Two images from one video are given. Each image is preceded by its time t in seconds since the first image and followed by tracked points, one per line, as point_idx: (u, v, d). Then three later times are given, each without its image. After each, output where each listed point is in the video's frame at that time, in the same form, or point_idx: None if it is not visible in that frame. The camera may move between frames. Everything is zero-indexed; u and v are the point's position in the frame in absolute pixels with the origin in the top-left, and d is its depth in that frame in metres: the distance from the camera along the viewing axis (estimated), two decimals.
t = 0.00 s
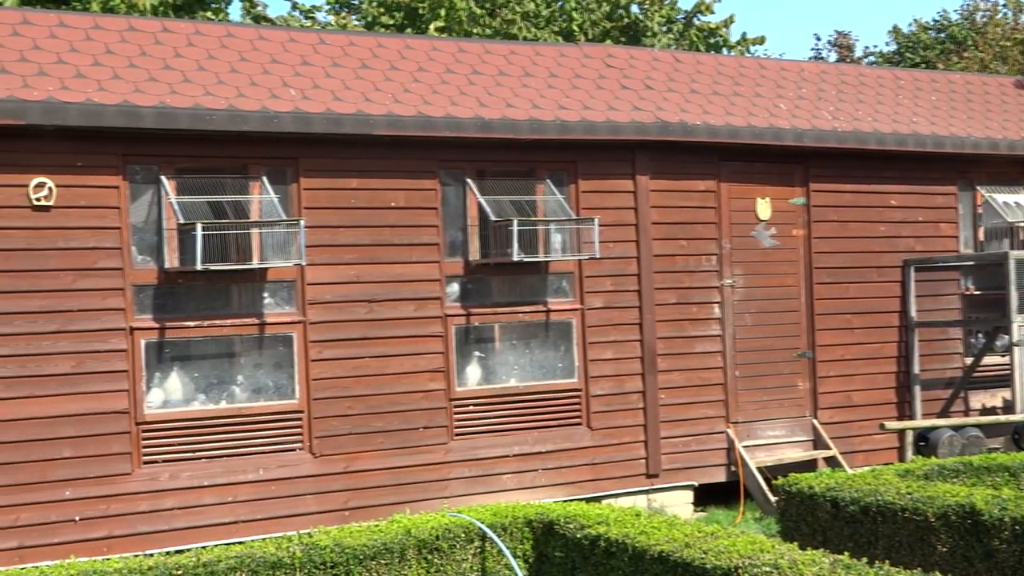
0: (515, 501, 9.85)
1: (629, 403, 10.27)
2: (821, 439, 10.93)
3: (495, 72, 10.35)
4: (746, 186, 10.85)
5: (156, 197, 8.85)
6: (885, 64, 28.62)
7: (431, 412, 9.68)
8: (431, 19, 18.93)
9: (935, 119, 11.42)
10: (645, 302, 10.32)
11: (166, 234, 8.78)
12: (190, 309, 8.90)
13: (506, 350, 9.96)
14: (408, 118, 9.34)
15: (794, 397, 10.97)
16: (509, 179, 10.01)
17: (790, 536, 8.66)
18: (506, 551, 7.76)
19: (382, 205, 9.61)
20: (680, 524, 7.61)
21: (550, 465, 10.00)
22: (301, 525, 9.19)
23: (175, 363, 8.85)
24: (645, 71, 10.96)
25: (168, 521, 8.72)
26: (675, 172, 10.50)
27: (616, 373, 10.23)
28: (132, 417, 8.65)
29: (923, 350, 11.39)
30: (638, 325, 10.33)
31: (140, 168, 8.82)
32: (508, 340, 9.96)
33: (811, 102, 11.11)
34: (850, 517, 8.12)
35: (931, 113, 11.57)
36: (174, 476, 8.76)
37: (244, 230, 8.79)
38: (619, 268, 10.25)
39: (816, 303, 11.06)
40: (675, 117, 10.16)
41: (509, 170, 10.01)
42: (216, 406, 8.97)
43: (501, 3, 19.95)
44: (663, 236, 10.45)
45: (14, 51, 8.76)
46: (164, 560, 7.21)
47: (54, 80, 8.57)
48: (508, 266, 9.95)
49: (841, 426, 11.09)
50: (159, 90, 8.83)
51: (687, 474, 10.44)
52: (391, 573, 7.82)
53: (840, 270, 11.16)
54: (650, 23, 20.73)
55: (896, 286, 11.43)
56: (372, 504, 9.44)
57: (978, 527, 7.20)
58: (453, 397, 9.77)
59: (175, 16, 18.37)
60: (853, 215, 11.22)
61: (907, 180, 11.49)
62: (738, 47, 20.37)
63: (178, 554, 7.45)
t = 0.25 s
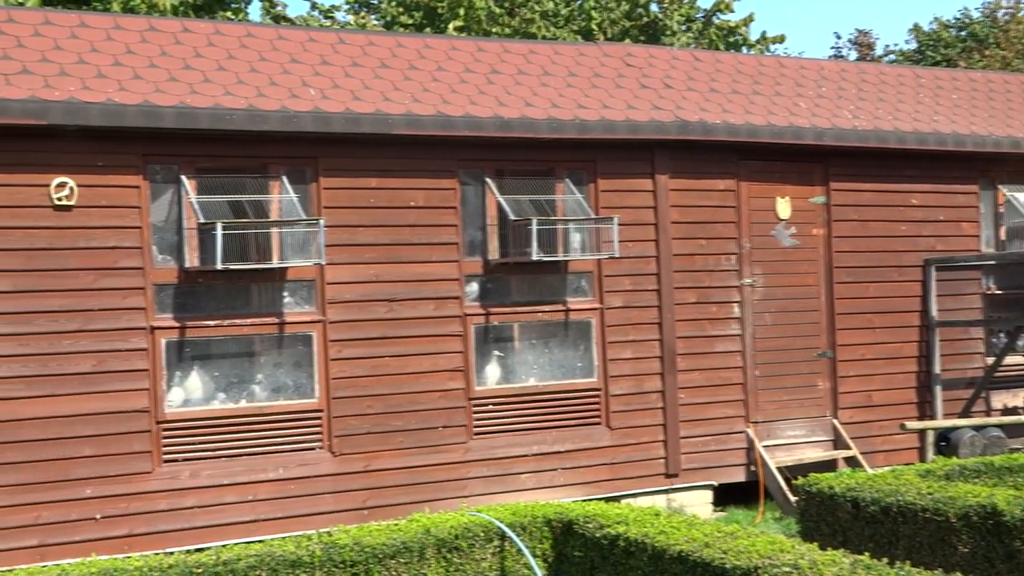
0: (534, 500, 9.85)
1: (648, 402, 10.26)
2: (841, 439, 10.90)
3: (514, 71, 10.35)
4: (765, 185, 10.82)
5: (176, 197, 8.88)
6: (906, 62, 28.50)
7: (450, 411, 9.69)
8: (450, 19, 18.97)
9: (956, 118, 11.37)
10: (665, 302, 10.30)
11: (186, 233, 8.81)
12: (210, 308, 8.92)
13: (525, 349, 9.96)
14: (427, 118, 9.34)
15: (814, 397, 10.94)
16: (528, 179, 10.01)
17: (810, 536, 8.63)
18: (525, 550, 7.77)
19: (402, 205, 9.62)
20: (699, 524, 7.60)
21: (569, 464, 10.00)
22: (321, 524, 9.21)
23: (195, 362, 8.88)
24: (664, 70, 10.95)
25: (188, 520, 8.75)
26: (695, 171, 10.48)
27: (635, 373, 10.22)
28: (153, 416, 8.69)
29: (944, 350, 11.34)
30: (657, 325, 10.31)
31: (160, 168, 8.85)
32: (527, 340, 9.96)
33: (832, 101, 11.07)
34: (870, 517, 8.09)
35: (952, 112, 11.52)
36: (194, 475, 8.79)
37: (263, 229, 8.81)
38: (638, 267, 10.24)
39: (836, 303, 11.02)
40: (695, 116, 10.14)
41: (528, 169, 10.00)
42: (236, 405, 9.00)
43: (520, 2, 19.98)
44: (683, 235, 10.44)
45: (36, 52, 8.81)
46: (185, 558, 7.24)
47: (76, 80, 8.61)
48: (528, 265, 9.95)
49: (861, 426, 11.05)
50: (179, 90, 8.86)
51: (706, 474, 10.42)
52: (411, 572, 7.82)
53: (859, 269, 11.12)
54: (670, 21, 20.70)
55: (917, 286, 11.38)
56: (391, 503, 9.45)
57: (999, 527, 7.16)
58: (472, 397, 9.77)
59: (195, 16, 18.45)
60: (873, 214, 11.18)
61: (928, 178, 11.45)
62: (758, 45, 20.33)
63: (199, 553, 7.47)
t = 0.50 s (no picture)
0: (556, 500, 9.85)
1: (670, 402, 10.25)
2: (863, 439, 10.87)
3: (535, 71, 10.35)
4: (787, 185, 10.80)
5: (199, 196, 8.91)
6: (929, 60, 28.38)
7: (472, 411, 9.70)
8: (471, 19, 19.00)
9: (979, 117, 11.32)
10: (686, 301, 10.29)
11: (209, 233, 8.84)
12: (232, 308, 8.95)
13: (546, 348, 9.96)
14: (448, 117, 9.35)
15: (836, 397, 10.92)
16: (549, 178, 10.01)
17: (832, 536, 8.60)
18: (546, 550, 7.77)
19: (423, 204, 9.63)
20: (721, 523, 7.59)
21: (590, 464, 10.00)
22: (343, 523, 9.22)
23: (217, 362, 8.90)
24: (685, 69, 10.94)
25: (210, 518, 8.78)
26: (716, 171, 10.46)
27: (656, 372, 10.21)
28: (175, 415, 8.72)
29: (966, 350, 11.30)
30: (679, 324, 10.30)
31: (182, 167, 8.88)
32: (549, 339, 9.96)
33: (854, 100, 11.05)
34: (893, 517, 8.06)
35: (975, 111, 11.47)
36: (216, 473, 8.82)
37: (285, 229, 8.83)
38: (659, 266, 10.23)
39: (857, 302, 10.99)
40: (716, 115, 10.13)
41: (548, 169, 10.00)
42: (258, 404, 9.02)
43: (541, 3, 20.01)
44: (704, 235, 10.42)
45: (59, 52, 8.86)
46: (207, 556, 7.27)
47: (99, 81, 8.65)
48: (549, 264, 9.95)
49: (883, 426, 11.01)
50: (202, 90, 8.89)
51: (727, 474, 10.40)
52: (431, 571, 7.83)
53: (881, 268, 11.08)
54: (691, 20, 20.47)
55: (939, 285, 11.34)
56: (413, 502, 9.46)
57: None
58: (493, 396, 9.78)
59: (217, 16, 18.54)
60: (895, 213, 11.14)
61: (950, 178, 11.41)
62: (780, 44, 20.29)
63: (220, 552, 7.50)
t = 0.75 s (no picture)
0: (578, 499, 9.85)
1: (692, 401, 10.24)
2: (886, 439, 10.83)
3: (558, 70, 10.36)
4: (809, 184, 10.77)
5: (222, 196, 8.94)
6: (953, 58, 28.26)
7: (495, 410, 9.71)
8: (493, 18, 19.02)
9: (1003, 115, 11.27)
10: (709, 301, 10.28)
11: (232, 232, 8.86)
12: (255, 307, 8.97)
13: (569, 347, 9.96)
14: (471, 117, 9.35)
15: (859, 397, 10.89)
16: (571, 177, 10.01)
17: (855, 537, 8.56)
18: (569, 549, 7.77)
19: (445, 204, 9.63)
20: (743, 523, 7.58)
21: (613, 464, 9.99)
22: (365, 522, 9.24)
23: (241, 360, 8.93)
24: (708, 68, 10.92)
25: (233, 517, 8.81)
26: (738, 170, 10.44)
27: (679, 372, 10.21)
28: (199, 413, 8.75)
29: (990, 350, 11.25)
30: (701, 324, 10.29)
31: (205, 167, 8.90)
32: (571, 338, 9.96)
33: (878, 98, 11.03)
34: (916, 518, 8.03)
35: (999, 109, 11.42)
36: (239, 472, 8.85)
37: (308, 228, 8.85)
38: (681, 266, 10.22)
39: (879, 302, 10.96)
40: (739, 114, 10.11)
41: (570, 168, 10.00)
42: (281, 402, 9.05)
43: (563, 2, 20.01)
44: (727, 234, 10.40)
45: (84, 52, 8.90)
46: (230, 555, 7.30)
47: (124, 80, 8.69)
48: (571, 264, 9.95)
49: (907, 426, 10.98)
50: (225, 90, 8.91)
51: (749, 474, 10.38)
52: (454, 570, 7.83)
53: (903, 267, 11.04)
54: (714, 19, 20.57)
55: (962, 285, 11.30)
56: (435, 501, 9.47)
57: None
58: (515, 396, 9.78)
59: (241, 16, 18.61)
60: (918, 212, 11.11)
61: (973, 177, 11.36)
62: (804, 43, 20.23)
63: (243, 550, 7.52)
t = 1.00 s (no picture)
0: (600, 499, 9.86)
1: (713, 401, 10.23)
2: (908, 439, 10.81)
3: (579, 70, 10.36)
4: (831, 183, 10.75)
5: (244, 196, 8.96)
6: (977, 57, 28.15)
7: (516, 410, 9.72)
8: (514, 18, 19.04)
9: None
10: (731, 301, 10.28)
11: (254, 232, 8.88)
12: (276, 306, 8.99)
13: (590, 347, 9.96)
14: (492, 116, 9.35)
15: (882, 397, 10.86)
16: (592, 177, 10.00)
17: (877, 537, 8.54)
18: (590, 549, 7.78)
19: (467, 203, 9.64)
20: (764, 524, 7.57)
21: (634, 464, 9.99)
22: (387, 521, 9.26)
23: (263, 360, 8.96)
24: (729, 67, 10.91)
25: (256, 516, 8.84)
26: (760, 170, 10.42)
27: (700, 372, 10.20)
28: (221, 413, 8.78)
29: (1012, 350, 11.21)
30: (723, 324, 10.28)
31: (227, 167, 8.92)
32: (592, 338, 9.96)
33: (901, 97, 11.01)
34: (938, 518, 8.01)
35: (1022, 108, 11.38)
36: (261, 471, 8.87)
37: (330, 228, 8.86)
38: (703, 265, 10.21)
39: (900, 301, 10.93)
40: (760, 114, 10.09)
41: (591, 168, 9.99)
42: (303, 402, 9.07)
43: (584, 1, 20.02)
44: (748, 234, 10.39)
45: (107, 53, 8.93)
46: (252, 554, 7.32)
47: (147, 81, 8.72)
48: (592, 263, 9.95)
49: (930, 426, 10.96)
50: (247, 90, 8.93)
51: (770, 474, 10.38)
52: (475, 570, 7.84)
53: (924, 267, 11.01)
54: (735, 19, 20.69)
55: (984, 284, 11.26)
56: (457, 501, 9.48)
57: None
58: (537, 396, 9.79)
59: (263, 16, 18.69)
60: (939, 212, 11.07)
61: (995, 176, 11.33)
62: (826, 42, 20.19)
63: (265, 549, 7.54)
